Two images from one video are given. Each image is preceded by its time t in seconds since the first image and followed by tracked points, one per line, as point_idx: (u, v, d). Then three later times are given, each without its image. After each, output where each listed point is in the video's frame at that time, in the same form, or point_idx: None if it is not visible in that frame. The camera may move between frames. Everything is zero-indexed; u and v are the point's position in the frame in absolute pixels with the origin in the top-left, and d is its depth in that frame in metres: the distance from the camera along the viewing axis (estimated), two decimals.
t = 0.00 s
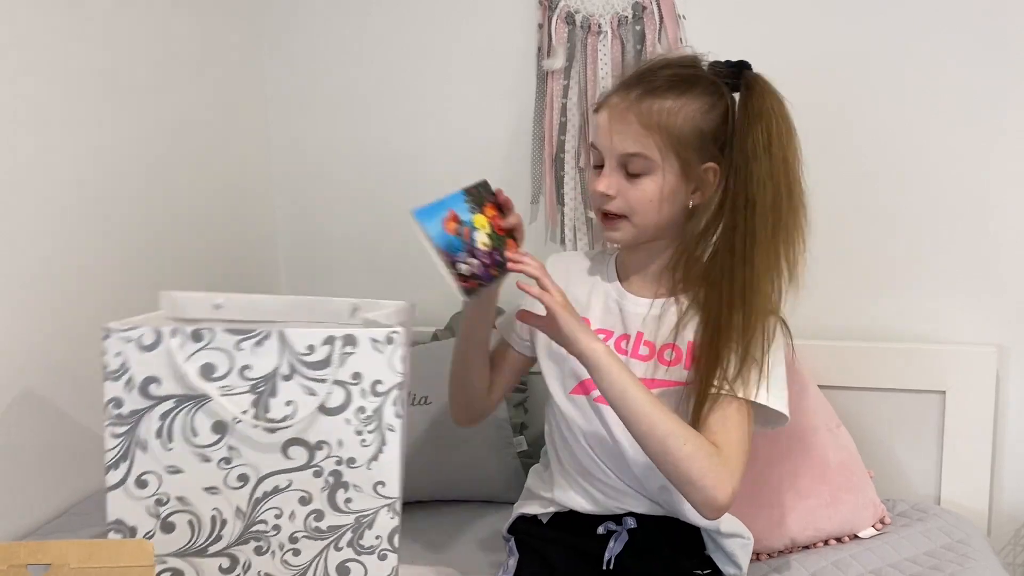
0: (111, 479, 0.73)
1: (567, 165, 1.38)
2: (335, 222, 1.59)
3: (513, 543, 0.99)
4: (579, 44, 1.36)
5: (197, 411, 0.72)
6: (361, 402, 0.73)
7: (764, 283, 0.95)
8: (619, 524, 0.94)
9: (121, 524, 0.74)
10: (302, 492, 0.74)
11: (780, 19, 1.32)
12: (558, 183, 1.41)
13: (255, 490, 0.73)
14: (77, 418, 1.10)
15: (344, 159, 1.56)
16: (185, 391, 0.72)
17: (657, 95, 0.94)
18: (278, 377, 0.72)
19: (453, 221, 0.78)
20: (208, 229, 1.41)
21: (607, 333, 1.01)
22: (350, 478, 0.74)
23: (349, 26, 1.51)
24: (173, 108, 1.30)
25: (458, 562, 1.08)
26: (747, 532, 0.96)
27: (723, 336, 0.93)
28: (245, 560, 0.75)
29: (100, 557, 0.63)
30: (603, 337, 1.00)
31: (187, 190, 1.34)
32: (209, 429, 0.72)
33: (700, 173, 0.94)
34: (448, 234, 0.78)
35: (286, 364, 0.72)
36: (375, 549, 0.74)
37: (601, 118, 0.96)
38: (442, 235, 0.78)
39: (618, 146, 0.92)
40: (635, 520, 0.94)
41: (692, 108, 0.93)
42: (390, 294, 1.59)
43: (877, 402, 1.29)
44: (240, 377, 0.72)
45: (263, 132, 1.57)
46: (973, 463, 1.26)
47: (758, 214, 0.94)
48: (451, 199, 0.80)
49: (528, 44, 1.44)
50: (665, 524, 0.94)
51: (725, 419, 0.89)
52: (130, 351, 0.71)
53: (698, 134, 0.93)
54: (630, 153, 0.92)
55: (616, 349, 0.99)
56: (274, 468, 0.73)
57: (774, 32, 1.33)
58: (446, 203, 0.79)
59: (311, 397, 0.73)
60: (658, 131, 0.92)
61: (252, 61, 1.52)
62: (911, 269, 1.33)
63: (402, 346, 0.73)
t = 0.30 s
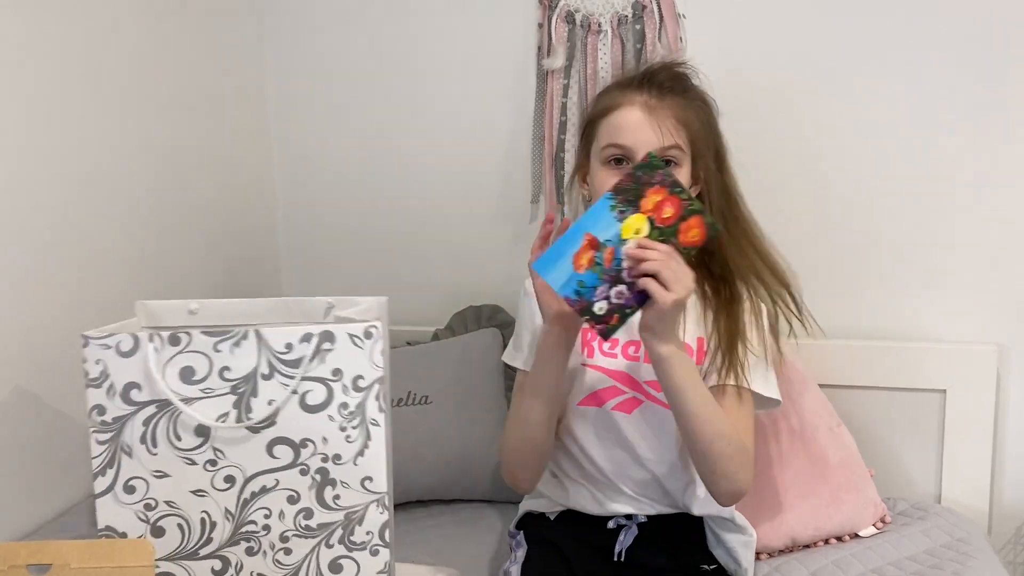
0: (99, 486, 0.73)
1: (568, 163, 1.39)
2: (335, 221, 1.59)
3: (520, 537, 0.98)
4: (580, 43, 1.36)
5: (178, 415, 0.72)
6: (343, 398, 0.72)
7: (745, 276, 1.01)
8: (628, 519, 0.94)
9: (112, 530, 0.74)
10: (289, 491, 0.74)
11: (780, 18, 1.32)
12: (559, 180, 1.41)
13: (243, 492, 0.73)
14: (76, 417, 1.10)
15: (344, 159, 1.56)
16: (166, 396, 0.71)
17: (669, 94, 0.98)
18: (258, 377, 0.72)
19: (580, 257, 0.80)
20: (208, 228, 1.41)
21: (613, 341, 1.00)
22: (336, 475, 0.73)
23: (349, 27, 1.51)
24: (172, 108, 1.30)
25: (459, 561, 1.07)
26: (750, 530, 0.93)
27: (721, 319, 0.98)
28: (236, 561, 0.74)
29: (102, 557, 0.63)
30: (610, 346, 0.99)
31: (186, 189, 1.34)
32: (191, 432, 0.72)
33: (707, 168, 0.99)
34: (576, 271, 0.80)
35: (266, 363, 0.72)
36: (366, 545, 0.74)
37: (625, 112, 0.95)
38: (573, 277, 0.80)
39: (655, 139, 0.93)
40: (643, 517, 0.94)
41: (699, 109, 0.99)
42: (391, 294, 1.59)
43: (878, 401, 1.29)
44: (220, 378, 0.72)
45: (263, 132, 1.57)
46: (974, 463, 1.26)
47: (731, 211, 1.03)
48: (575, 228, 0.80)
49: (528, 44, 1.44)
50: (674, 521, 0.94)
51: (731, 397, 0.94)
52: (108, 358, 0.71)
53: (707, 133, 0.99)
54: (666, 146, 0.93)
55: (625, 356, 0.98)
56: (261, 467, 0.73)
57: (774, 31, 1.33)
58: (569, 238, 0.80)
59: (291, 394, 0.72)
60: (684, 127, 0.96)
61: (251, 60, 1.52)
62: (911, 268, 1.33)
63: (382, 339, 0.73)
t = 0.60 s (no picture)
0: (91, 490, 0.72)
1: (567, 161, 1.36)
2: (334, 221, 1.59)
3: (519, 538, 0.98)
4: (579, 41, 1.36)
5: (171, 416, 0.71)
6: (335, 397, 0.72)
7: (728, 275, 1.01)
8: (627, 520, 0.94)
9: (106, 533, 0.73)
10: (282, 492, 0.73)
11: (780, 15, 1.32)
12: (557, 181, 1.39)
13: (236, 492, 0.73)
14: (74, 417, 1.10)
15: (343, 159, 1.56)
16: (156, 398, 0.71)
17: (654, 94, 0.98)
18: (248, 378, 0.71)
19: (593, 236, 0.81)
20: (206, 227, 1.41)
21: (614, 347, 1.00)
22: (330, 475, 0.73)
23: (347, 26, 1.51)
24: (170, 108, 1.30)
25: (458, 561, 1.07)
26: (750, 528, 0.93)
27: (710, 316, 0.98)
28: (231, 562, 0.74)
29: (98, 560, 0.63)
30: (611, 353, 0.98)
31: (185, 189, 1.34)
32: (183, 433, 0.72)
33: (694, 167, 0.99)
34: (587, 249, 0.81)
35: (255, 363, 0.71)
36: (360, 544, 0.74)
37: (614, 115, 0.94)
38: (582, 255, 0.81)
39: (646, 140, 0.93)
40: (643, 518, 0.94)
41: (684, 107, 0.99)
42: (390, 293, 1.59)
43: (877, 399, 1.29)
44: (210, 380, 0.71)
45: (261, 131, 1.57)
46: (975, 462, 1.25)
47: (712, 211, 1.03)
48: (592, 207, 0.81)
49: (526, 42, 1.43)
50: (674, 522, 0.94)
51: (720, 396, 0.94)
52: (98, 360, 0.70)
53: (693, 131, 0.99)
54: (658, 147, 0.93)
55: (626, 361, 0.98)
56: (254, 468, 0.73)
57: (774, 29, 1.32)
58: (584, 216, 0.81)
59: (280, 394, 0.72)
60: (672, 127, 0.96)
61: (250, 59, 1.52)
62: (911, 266, 1.33)
63: (372, 338, 0.73)
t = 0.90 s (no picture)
0: (94, 489, 0.71)
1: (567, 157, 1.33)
2: (334, 219, 1.58)
3: (518, 541, 0.97)
4: (578, 37, 1.35)
5: (176, 416, 0.71)
6: (341, 400, 0.72)
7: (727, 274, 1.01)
8: (628, 521, 0.93)
9: (108, 534, 0.72)
10: (286, 494, 0.72)
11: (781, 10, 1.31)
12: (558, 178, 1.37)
13: (239, 494, 0.72)
14: (73, 417, 1.09)
15: (342, 157, 1.55)
16: (162, 397, 0.70)
17: (655, 90, 0.97)
18: (255, 378, 0.71)
19: (576, 232, 0.82)
20: (204, 226, 1.40)
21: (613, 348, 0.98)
22: (334, 478, 0.73)
23: (346, 23, 1.50)
24: (168, 106, 1.29)
25: (459, 561, 1.06)
26: (751, 528, 0.92)
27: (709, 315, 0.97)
28: (233, 564, 0.73)
29: (90, 563, 0.62)
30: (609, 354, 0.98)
31: (183, 187, 1.34)
32: (188, 433, 0.71)
33: (694, 163, 0.98)
34: (568, 244, 0.82)
35: (262, 364, 0.70)
36: (363, 548, 0.73)
37: (614, 111, 0.93)
38: (564, 249, 0.82)
39: (645, 138, 0.92)
40: (644, 520, 0.93)
41: (686, 102, 0.98)
42: (389, 291, 1.58)
43: (879, 397, 1.28)
44: (216, 380, 0.70)
45: (260, 129, 1.56)
46: (979, 460, 1.24)
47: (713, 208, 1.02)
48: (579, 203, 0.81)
49: (526, 39, 1.43)
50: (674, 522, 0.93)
51: (717, 398, 0.93)
52: (103, 358, 0.70)
53: (694, 126, 0.98)
54: (656, 145, 0.92)
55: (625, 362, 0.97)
56: (258, 470, 0.72)
57: (775, 24, 1.31)
58: (570, 211, 0.81)
59: (287, 395, 0.71)
60: (672, 123, 0.95)
61: (248, 57, 1.51)
62: (913, 263, 1.32)
63: (381, 341, 0.72)
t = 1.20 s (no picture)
0: (88, 488, 0.70)
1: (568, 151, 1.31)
2: (333, 216, 1.57)
3: (518, 541, 0.96)
4: (578, 32, 1.33)
5: (171, 414, 0.70)
6: (339, 398, 0.71)
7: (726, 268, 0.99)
8: (629, 520, 0.92)
9: (103, 534, 0.71)
10: (283, 493, 0.71)
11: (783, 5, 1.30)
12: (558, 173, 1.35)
13: (236, 493, 0.71)
14: (72, 418, 1.08)
15: (340, 153, 1.54)
16: (156, 396, 0.69)
17: (650, 86, 0.96)
18: (251, 376, 0.70)
19: (561, 224, 0.81)
20: (203, 224, 1.39)
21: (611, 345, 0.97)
22: (332, 477, 0.72)
23: (344, 18, 1.49)
24: (166, 102, 1.28)
25: (460, 560, 1.05)
26: (752, 525, 0.92)
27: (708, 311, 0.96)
28: (229, 564, 0.72)
29: (85, 564, 0.61)
30: (608, 351, 0.96)
31: (182, 185, 1.32)
32: (183, 432, 0.70)
33: (690, 158, 0.97)
34: (553, 237, 0.81)
35: (259, 361, 0.69)
36: (362, 548, 0.72)
37: (608, 108, 0.92)
38: (550, 242, 0.82)
39: (639, 136, 0.91)
40: (644, 518, 0.92)
41: (681, 97, 0.97)
42: (389, 289, 1.57)
43: (882, 395, 1.27)
44: (212, 377, 0.69)
45: (257, 126, 1.55)
46: (984, 458, 1.24)
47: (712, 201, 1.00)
48: (561, 196, 0.81)
49: (525, 34, 1.41)
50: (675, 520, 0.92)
51: (716, 395, 0.92)
52: (98, 356, 0.68)
53: (689, 122, 0.97)
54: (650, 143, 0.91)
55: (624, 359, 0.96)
56: (255, 468, 0.71)
57: (777, 19, 1.30)
58: (553, 202, 0.81)
59: (284, 393, 0.70)
60: (668, 120, 0.94)
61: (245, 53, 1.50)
62: (917, 259, 1.31)
63: (379, 338, 0.71)
